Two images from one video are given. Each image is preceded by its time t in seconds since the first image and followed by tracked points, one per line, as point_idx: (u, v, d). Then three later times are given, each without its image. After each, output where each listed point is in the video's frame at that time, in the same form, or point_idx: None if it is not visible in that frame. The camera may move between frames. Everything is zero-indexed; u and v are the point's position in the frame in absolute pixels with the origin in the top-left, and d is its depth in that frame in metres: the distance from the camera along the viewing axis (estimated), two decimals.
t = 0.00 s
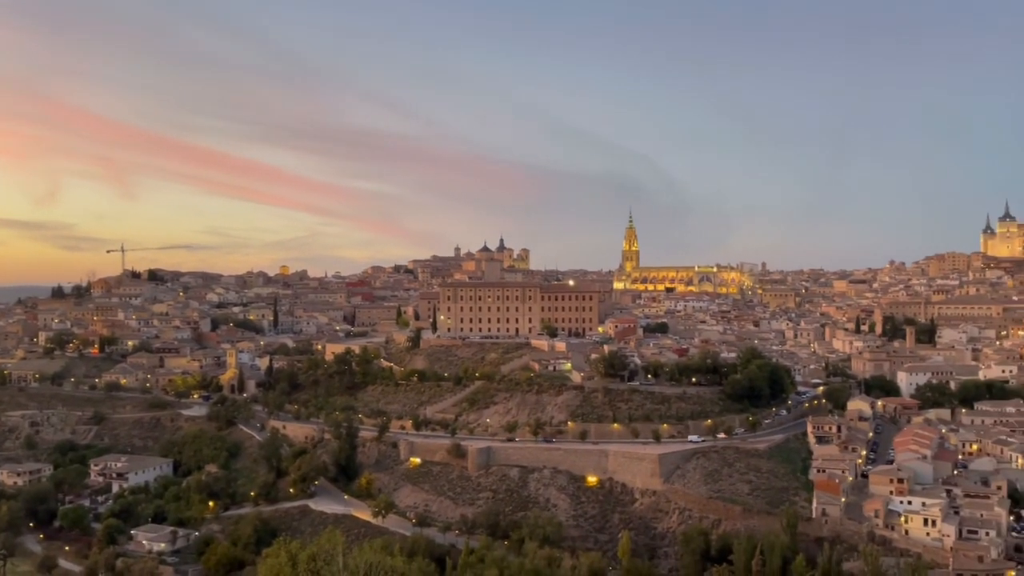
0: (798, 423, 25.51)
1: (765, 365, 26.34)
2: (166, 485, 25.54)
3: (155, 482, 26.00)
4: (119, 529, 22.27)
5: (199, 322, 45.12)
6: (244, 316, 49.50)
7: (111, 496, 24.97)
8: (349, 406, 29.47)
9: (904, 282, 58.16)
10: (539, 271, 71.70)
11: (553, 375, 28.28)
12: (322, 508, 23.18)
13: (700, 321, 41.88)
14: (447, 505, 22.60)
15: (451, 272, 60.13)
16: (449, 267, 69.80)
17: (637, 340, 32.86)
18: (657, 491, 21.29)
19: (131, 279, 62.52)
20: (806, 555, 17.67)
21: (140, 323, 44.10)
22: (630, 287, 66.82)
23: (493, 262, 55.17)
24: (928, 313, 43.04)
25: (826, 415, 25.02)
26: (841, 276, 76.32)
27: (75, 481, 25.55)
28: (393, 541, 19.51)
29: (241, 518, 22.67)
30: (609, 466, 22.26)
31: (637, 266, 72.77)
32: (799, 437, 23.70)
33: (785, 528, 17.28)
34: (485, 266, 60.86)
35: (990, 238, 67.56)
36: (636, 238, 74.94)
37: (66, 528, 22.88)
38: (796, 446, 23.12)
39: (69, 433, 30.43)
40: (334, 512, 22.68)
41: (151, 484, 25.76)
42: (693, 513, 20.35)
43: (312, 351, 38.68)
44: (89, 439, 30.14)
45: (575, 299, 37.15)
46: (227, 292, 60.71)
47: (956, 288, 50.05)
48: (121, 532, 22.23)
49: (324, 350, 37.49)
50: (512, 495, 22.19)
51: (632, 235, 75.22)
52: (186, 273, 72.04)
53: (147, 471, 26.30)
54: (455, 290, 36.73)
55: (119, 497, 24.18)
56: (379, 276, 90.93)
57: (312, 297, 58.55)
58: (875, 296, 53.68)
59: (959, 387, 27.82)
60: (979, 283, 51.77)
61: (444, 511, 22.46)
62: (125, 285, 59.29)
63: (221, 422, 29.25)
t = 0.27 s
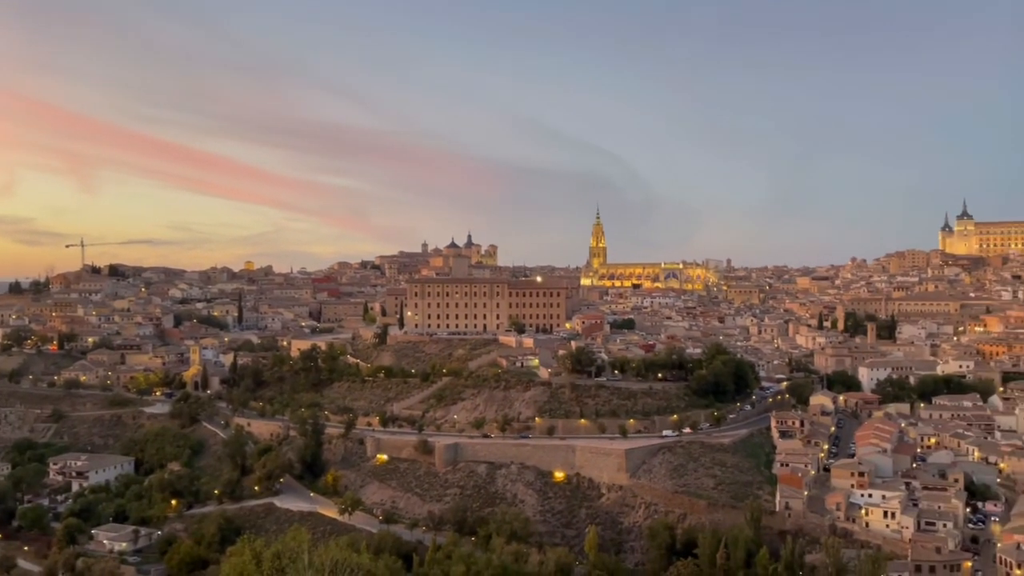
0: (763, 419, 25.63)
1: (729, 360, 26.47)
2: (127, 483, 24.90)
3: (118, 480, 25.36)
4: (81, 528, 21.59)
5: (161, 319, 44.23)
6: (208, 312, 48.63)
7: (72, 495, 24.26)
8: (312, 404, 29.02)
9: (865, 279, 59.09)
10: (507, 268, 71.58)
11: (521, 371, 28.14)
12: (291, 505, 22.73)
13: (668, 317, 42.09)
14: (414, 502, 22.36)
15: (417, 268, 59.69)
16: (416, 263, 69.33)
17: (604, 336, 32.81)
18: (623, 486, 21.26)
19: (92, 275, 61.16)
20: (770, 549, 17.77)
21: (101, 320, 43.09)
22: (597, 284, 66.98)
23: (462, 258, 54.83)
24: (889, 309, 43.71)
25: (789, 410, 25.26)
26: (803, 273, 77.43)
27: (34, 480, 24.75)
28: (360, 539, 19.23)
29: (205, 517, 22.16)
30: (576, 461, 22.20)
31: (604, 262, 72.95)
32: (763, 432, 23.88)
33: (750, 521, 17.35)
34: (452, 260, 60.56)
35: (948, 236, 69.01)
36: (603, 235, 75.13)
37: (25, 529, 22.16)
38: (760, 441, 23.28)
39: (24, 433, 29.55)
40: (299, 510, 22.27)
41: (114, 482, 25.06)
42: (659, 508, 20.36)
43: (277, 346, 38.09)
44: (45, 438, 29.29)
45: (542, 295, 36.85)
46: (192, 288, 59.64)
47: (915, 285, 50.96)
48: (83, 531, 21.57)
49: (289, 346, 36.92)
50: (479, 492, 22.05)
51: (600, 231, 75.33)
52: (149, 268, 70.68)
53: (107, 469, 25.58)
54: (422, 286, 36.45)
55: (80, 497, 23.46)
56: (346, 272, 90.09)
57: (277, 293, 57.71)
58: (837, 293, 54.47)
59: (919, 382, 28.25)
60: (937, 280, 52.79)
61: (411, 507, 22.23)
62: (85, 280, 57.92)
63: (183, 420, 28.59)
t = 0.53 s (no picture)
0: (727, 414, 25.77)
1: (695, 357, 26.56)
2: (89, 482, 24.22)
3: (79, 479, 24.67)
4: (40, 528, 20.95)
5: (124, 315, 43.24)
6: (171, 309, 47.63)
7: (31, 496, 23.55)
8: (278, 401, 28.54)
9: (828, 277, 60.02)
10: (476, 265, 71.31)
11: (488, 368, 27.95)
12: (254, 501, 22.31)
13: (635, 314, 42.17)
14: (380, 499, 22.06)
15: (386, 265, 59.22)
16: (384, 260, 68.76)
17: (572, 334, 32.70)
18: (590, 482, 21.22)
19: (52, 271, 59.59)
20: (734, 543, 17.82)
21: (59, 318, 41.92)
22: (565, 281, 66.99)
23: (430, 255, 54.52)
24: (852, 306, 44.36)
25: (754, 406, 25.42)
26: (768, 270, 78.38)
27: None
28: (326, 537, 18.86)
29: (168, 515, 21.64)
30: (543, 457, 22.08)
31: (572, 259, 73.01)
32: (728, 427, 24.00)
33: (715, 516, 17.36)
34: (420, 258, 60.16)
35: (908, 234, 70.27)
36: (571, 232, 75.20)
37: None
38: (724, 436, 23.38)
39: None
40: (265, 508, 21.81)
41: (75, 480, 24.41)
42: (625, 503, 20.35)
43: (242, 343, 37.43)
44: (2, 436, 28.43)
45: (510, 292, 36.62)
46: (155, 284, 58.43)
47: (877, 283, 51.82)
48: (43, 532, 20.94)
49: (254, 344, 36.22)
50: (446, 489, 21.80)
51: (568, 228, 75.37)
52: (110, 264, 69.14)
53: (67, 468, 24.68)
54: (390, 282, 36.07)
55: (39, 497, 22.77)
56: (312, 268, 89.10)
57: (242, 289, 56.75)
58: (801, 290, 55.13)
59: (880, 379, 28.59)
60: (898, 277, 53.71)
61: (378, 505, 21.91)
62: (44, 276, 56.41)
63: (145, 417, 27.86)
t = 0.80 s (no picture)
0: (693, 410, 25.93)
1: (662, 354, 26.70)
2: (47, 480, 23.57)
3: (35, 478, 23.98)
4: None
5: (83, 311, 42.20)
6: (132, 305, 46.60)
7: None
8: (243, 398, 28.06)
9: (792, 275, 60.83)
10: (444, 262, 70.98)
11: (456, 365, 27.77)
12: (218, 500, 21.89)
13: (603, 311, 42.29)
14: (347, 497, 21.80)
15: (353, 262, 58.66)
16: (351, 256, 68.11)
17: (540, 331, 32.67)
18: (557, 479, 21.17)
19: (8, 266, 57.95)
20: (700, 538, 17.89)
21: (16, 315, 40.78)
22: (533, 278, 66.98)
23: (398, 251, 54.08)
24: (815, 303, 44.98)
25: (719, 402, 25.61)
26: (734, 268, 79.26)
27: None
28: (292, 535, 18.55)
29: (129, 515, 21.13)
30: (511, 454, 21.99)
31: (541, 256, 73.02)
32: (693, 423, 24.14)
33: (681, 511, 17.40)
34: (388, 255, 59.69)
35: (870, 232, 71.49)
36: (540, 229, 75.23)
37: None
38: (690, 432, 23.51)
39: None
40: (230, 506, 21.38)
41: (32, 480, 23.73)
42: (593, 499, 20.33)
43: (206, 340, 36.76)
44: None
45: (478, 289, 36.42)
46: (116, 280, 57.15)
47: (840, 280, 52.67)
48: None
49: (219, 341, 35.59)
50: (413, 487, 21.60)
51: (536, 226, 75.36)
52: (69, 260, 67.51)
53: (25, 468, 23.99)
54: (356, 279, 35.70)
55: None
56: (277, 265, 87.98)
57: (206, 286, 55.80)
58: (766, 287, 55.79)
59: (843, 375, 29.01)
60: (860, 275, 54.60)
61: (344, 503, 21.64)
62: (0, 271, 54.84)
63: (105, 415, 27.20)
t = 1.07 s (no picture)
0: (660, 407, 26.05)
1: (629, 352, 26.78)
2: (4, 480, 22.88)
3: None
4: None
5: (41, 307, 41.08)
6: (93, 302, 45.51)
7: None
8: (207, 396, 27.53)
9: (758, 273, 61.53)
10: (412, 259, 70.54)
11: (425, 362, 27.54)
12: (181, 500, 21.42)
13: (572, 309, 42.34)
14: (313, 496, 21.49)
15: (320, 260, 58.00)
16: (318, 253, 67.36)
17: (509, 328, 32.56)
18: (526, 476, 21.09)
19: None
20: (666, 533, 17.93)
21: None
22: (502, 275, 66.83)
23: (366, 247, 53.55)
24: (780, 301, 45.54)
25: (686, 399, 25.76)
26: (700, 266, 80.00)
27: None
28: (257, 534, 18.22)
29: (89, 515, 20.58)
30: (479, 452, 21.86)
31: (509, 254, 72.87)
32: (660, 420, 24.24)
33: (648, 507, 17.41)
34: (356, 251, 59.13)
35: (834, 231, 72.56)
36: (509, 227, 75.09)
37: None
38: (658, 429, 23.60)
39: None
40: (194, 505, 20.91)
41: None
42: (561, 496, 20.29)
43: (170, 337, 36.03)
44: None
45: (447, 287, 36.18)
46: (76, 276, 55.79)
47: (804, 279, 53.40)
48: None
49: (183, 339, 34.89)
50: (380, 485, 21.37)
51: (505, 223, 75.21)
52: (27, 255, 65.78)
53: None
54: (323, 276, 35.27)
55: None
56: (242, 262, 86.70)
57: (169, 283, 54.74)
58: (732, 285, 56.32)
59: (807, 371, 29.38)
60: (824, 274, 55.38)
61: (311, 502, 21.33)
62: None
63: (65, 413, 26.51)
